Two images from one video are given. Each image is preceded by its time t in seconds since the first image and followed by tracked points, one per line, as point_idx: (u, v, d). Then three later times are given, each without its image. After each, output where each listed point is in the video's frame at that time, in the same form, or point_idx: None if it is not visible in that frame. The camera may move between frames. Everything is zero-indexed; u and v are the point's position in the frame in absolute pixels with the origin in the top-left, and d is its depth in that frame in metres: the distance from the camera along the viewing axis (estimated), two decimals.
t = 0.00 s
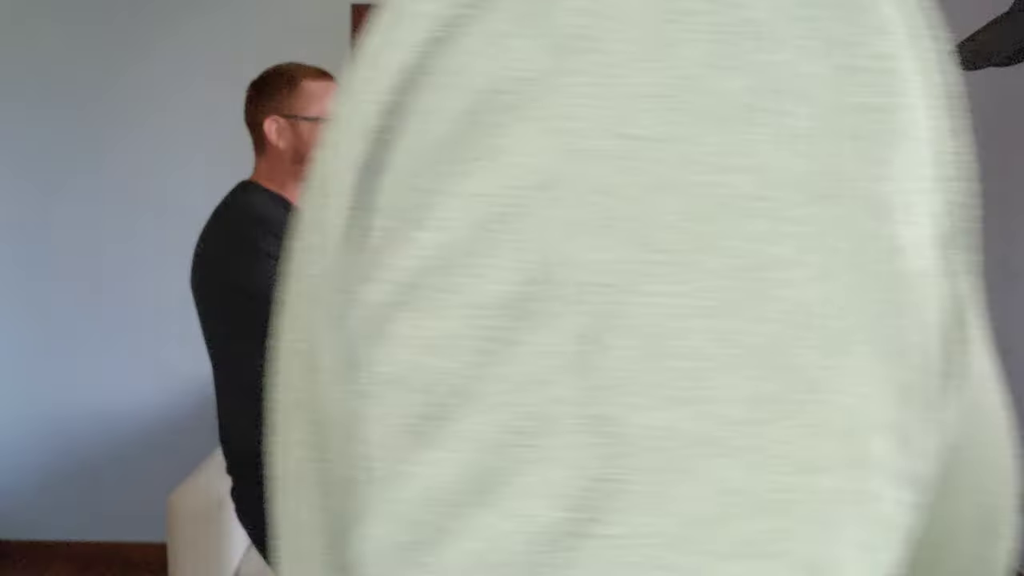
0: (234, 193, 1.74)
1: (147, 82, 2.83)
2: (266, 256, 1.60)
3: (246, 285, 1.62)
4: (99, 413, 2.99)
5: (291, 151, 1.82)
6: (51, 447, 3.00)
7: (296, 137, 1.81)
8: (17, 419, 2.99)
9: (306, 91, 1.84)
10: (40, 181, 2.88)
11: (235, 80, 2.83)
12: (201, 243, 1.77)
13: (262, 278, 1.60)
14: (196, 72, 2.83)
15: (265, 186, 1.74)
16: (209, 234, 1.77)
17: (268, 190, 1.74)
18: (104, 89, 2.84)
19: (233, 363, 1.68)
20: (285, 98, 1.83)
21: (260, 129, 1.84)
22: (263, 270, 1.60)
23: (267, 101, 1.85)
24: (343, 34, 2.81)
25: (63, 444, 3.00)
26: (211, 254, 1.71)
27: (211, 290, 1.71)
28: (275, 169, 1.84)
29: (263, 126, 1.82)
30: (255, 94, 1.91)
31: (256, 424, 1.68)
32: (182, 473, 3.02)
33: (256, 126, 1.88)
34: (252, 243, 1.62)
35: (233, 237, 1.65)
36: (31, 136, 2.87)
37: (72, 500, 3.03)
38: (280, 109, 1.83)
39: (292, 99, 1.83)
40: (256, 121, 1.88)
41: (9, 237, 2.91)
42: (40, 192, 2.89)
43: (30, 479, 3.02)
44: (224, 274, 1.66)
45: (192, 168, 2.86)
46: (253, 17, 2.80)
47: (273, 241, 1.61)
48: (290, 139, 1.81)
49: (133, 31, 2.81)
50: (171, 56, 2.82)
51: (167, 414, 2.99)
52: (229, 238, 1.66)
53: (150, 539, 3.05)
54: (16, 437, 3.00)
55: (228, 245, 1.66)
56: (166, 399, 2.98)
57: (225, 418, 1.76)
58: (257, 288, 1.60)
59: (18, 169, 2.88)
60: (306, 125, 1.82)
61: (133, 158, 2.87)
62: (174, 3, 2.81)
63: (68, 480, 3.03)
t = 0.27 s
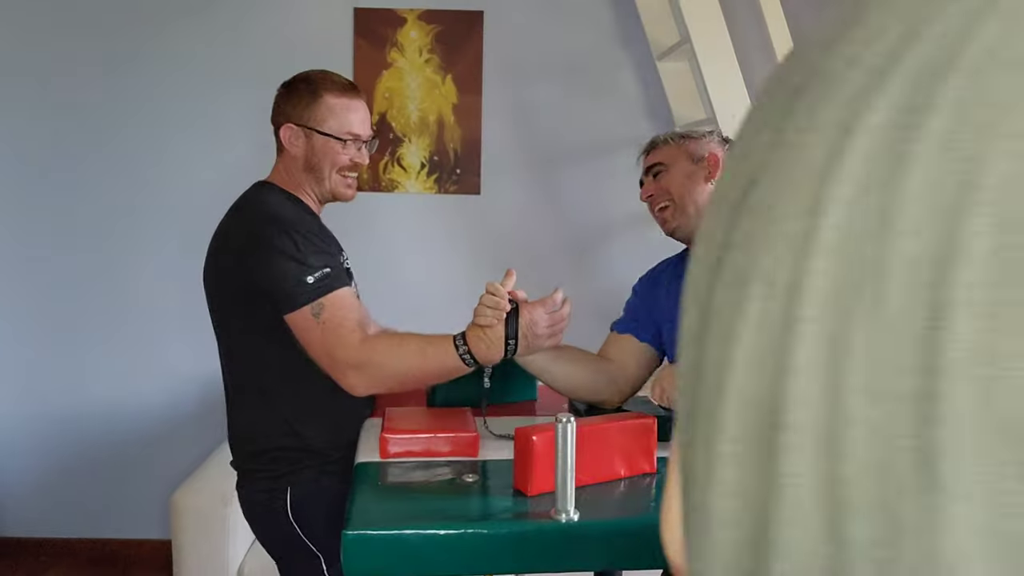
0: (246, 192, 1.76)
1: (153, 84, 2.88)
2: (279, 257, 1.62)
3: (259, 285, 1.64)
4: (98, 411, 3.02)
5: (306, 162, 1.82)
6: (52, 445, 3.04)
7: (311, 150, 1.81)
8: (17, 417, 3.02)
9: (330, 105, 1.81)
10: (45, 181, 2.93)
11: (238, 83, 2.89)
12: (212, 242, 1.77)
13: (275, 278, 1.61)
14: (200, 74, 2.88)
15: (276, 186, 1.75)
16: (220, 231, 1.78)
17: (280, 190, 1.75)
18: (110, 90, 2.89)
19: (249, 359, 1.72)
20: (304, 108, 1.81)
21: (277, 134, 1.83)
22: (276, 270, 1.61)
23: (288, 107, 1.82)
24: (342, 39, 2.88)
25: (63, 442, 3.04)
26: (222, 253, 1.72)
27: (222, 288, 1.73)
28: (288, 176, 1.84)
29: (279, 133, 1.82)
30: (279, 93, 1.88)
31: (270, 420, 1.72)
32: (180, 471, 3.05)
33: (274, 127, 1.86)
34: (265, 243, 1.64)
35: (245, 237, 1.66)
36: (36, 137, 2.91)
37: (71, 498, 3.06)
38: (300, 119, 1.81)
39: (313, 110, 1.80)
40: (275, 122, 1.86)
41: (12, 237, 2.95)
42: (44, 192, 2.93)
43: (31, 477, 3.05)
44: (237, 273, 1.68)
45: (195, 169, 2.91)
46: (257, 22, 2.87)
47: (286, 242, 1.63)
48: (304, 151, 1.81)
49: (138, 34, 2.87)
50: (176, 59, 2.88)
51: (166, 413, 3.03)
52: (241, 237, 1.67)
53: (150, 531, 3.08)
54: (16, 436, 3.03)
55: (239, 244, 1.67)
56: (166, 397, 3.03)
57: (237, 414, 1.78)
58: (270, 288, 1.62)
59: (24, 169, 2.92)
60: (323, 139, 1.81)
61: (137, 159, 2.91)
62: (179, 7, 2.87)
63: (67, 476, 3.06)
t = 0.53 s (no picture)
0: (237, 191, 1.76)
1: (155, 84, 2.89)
2: (274, 249, 1.62)
3: (252, 278, 1.63)
4: (98, 411, 3.03)
5: (294, 159, 1.82)
6: (53, 445, 3.05)
7: (299, 147, 1.81)
8: (19, 417, 3.03)
9: (319, 102, 1.83)
10: (47, 181, 2.93)
11: (239, 83, 2.90)
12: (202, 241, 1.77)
13: (270, 270, 1.61)
14: (202, 75, 2.89)
15: (267, 184, 1.76)
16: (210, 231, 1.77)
17: (271, 189, 1.76)
18: (113, 90, 2.90)
19: (236, 357, 1.69)
20: (294, 104, 1.82)
21: (266, 131, 1.83)
22: (270, 262, 1.61)
23: (277, 104, 1.83)
24: (343, 40, 2.89)
25: (64, 442, 3.05)
26: (213, 250, 1.71)
27: (212, 285, 1.71)
28: (276, 174, 1.84)
29: (268, 130, 1.82)
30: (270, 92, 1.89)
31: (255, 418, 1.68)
32: (180, 472, 3.06)
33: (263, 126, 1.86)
34: (259, 236, 1.63)
35: (239, 232, 1.66)
36: (38, 137, 2.92)
37: (72, 497, 3.07)
38: (288, 116, 1.81)
39: (303, 107, 1.81)
40: (264, 119, 1.86)
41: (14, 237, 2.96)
42: (47, 192, 2.94)
43: (32, 475, 3.06)
44: (229, 267, 1.67)
45: (196, 170, 2.92)
46: (259, 23, 2.88)
47: (281, 235, 1.63)
48: (293, 148, 1.81)
49: (140, 34, 2.88)
50: (178, 60, 2.89)
51: (166, 413, 3.04)
52: (233, 233, 1.67)
53: (151, 530, 3.10)
54: (18, 436, 3.04)
55: (232, 240, 1.67)
56: (166, 397, 3.04)
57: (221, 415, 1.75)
58: (264, 280, 1.61)
59: (26, 169, 2.93)
60: (310, 136, 1.81)
61: (140, 159, 2.93)
62: (181, 8, 2.88)
63: (68, 475, 3.07)
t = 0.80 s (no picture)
0: (225, 209, 1.73)
1: (155, 84, 2.89)
2: (271, 266, 1.60)
3: (247, 296, 1.61)
4: (98, 411, 3.03)
5: (284, 168, 1.80)
6: (53, 445, 3.05)
7: (289, 155, 1.80)
8: (19, 417, 3.03)
9: (309, 111, 1.82)
10: (47, 180, 2.93)
11: (239, 83, 2.89)
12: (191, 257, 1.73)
13: (267, 288, 1.59)
14: (202, 75, 2.89)
15: (255, 201, 1.73)
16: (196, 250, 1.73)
17: (260, 206, 1.73)
18: (113, 90, 2.90)
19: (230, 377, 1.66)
20: (284, 113, 1.81)
21: (255, 141, 1.82)
22: (267, 280, 1.59)
23: (265, 114, 1.82)
24: (343, 40, 2.88)
25: (64, 442, 3.05)
26: (203, 270, 1.68)
27: (203, 306, 1.68)
28: (265, 184, 1.83)
29: (257, 140, 1.81)
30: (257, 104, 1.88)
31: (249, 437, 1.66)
32: (180, 472, 3.06)
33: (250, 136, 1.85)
34: (253, 255, 1.61)
35: (231, 251, 1.63)
36: (38, 137, 2.92)
37: (71, 498, 3.07)
38: (277, 124, 1.81)
39: (293, 116, 1.81)
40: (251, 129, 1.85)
41: (14, 237, 2.95)
42: (46, 192, 2.93)
43: (33, 477, 3.06)
44: (221, 288, 1.64)
45: (196, 170, 2.92)
46: (259, 22, 2.88)
47: (276, 252, 1.61)
48: (282, 157, 1.80)
49: (140, 34, 2.88)
50: (178, 59, 2.88)
51: (166, 413, 3.04)
52: (225, 251, 1.64)
53: (152, 533, 3.09)
54: (18, 436, 3.04)
55: (224, 258, 1.64)
56: (166, 397, 3.04)
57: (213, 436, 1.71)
58: (260, 298, 1.59)
59: (26, 169, 2.93)
60: (300, 145, 1.80)
61: (140, 159, 2.92)
62: (181, 7, 2.87)
63: (69, 478, 3.06)
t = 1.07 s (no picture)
0: (244, 226, 1.62)
1: (156, 84, 2.90)
2: (311, 294, 1.53)
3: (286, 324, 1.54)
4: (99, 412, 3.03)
5: (306, 181, 1.73)
6: (54, 445, 3.05)
7: (313, 168, 1.72)
8: (19, 417, 3.04)
9: (336, 121, 1.74)
10: (47, 181, 2.93)
11: (239, 83, 2.89)
12: (211, 271, 1.63)
13: (309, 318, 1.52)
14: (202, 75, 2.89)
15: (277, 217, 1.63)
16: (215, 269, 1.62)
17: (283, 223, 1.63)
18: (114, 90, 2.90)
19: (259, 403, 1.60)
20: (310, 122, 1.72)
21: (276, 148, 1.72)
22: (308, 308, 1.53)
23: (290, 121, 1.72)
24: (343, 40, 2.89)
25: (65, 442, 3.05)
26: (229, 293, 1.58)
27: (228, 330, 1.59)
28: (284, 194, 1.74)
29: (279, 146, 1.71)
30: (276, 105, 1.77)
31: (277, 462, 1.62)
32: (181, 472, 3.07)
33: (269, 141, 1.74)
34: (292, 282, 1.53)
35: (264, 276, 1.54)
36: (38, 137, 2.92)
37: (72, 498, 3.08)
38: (301, 132, 1.72)
39: (320, 127, 1.72)
40: (270, 134, 1.74)
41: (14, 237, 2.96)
42: (47, 192, 2.94)
43: (34, 477, 3.06)
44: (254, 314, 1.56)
45: (196, 170, 2.93)
46: (259, 23, 2.88)
47: (316, 279, 1.54)
48: (306, 169, 1.72)
49: (140, 34, 2.88)
50: (178, 59, 2.89)
51: (167, 414, 3.04)
52: (253, 273, 1.55)
53: (152, 533, 3.10)
54: (18, 436, 3.04)
55: (256, 284, 1.55)
56: (167, 398, 3.04)
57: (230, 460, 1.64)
58: (301, 327, 1.53)
59: (26, 169, 2.93)
60: (325, 157, 1.73)
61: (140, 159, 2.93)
62: (181, 7, 2.87)
63: (69, 479, 3.07)
